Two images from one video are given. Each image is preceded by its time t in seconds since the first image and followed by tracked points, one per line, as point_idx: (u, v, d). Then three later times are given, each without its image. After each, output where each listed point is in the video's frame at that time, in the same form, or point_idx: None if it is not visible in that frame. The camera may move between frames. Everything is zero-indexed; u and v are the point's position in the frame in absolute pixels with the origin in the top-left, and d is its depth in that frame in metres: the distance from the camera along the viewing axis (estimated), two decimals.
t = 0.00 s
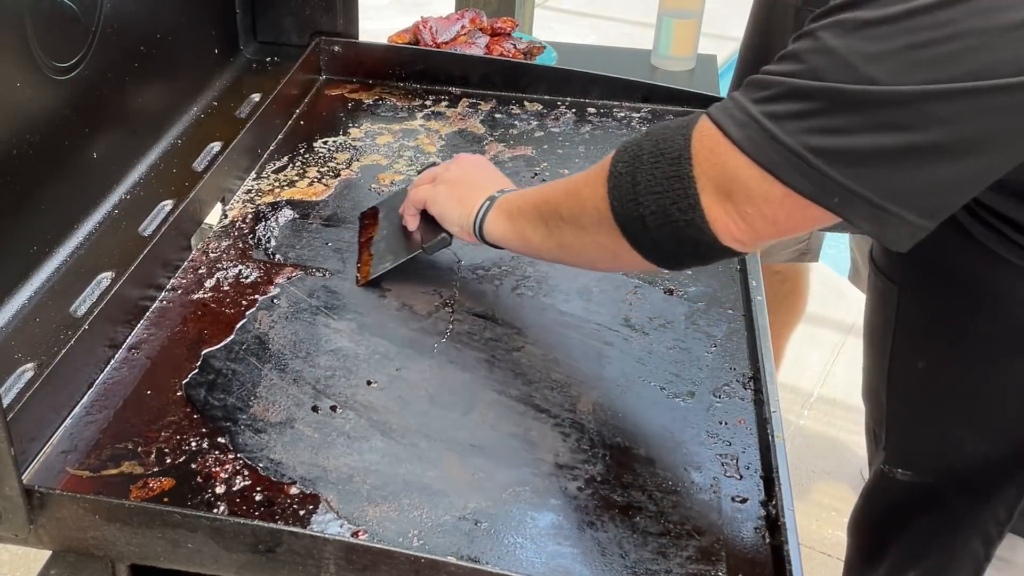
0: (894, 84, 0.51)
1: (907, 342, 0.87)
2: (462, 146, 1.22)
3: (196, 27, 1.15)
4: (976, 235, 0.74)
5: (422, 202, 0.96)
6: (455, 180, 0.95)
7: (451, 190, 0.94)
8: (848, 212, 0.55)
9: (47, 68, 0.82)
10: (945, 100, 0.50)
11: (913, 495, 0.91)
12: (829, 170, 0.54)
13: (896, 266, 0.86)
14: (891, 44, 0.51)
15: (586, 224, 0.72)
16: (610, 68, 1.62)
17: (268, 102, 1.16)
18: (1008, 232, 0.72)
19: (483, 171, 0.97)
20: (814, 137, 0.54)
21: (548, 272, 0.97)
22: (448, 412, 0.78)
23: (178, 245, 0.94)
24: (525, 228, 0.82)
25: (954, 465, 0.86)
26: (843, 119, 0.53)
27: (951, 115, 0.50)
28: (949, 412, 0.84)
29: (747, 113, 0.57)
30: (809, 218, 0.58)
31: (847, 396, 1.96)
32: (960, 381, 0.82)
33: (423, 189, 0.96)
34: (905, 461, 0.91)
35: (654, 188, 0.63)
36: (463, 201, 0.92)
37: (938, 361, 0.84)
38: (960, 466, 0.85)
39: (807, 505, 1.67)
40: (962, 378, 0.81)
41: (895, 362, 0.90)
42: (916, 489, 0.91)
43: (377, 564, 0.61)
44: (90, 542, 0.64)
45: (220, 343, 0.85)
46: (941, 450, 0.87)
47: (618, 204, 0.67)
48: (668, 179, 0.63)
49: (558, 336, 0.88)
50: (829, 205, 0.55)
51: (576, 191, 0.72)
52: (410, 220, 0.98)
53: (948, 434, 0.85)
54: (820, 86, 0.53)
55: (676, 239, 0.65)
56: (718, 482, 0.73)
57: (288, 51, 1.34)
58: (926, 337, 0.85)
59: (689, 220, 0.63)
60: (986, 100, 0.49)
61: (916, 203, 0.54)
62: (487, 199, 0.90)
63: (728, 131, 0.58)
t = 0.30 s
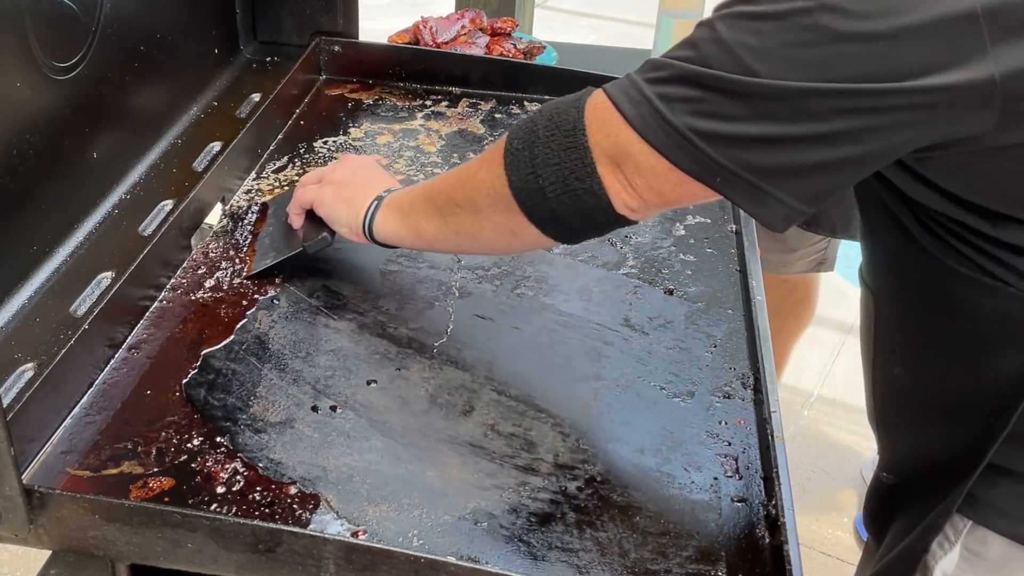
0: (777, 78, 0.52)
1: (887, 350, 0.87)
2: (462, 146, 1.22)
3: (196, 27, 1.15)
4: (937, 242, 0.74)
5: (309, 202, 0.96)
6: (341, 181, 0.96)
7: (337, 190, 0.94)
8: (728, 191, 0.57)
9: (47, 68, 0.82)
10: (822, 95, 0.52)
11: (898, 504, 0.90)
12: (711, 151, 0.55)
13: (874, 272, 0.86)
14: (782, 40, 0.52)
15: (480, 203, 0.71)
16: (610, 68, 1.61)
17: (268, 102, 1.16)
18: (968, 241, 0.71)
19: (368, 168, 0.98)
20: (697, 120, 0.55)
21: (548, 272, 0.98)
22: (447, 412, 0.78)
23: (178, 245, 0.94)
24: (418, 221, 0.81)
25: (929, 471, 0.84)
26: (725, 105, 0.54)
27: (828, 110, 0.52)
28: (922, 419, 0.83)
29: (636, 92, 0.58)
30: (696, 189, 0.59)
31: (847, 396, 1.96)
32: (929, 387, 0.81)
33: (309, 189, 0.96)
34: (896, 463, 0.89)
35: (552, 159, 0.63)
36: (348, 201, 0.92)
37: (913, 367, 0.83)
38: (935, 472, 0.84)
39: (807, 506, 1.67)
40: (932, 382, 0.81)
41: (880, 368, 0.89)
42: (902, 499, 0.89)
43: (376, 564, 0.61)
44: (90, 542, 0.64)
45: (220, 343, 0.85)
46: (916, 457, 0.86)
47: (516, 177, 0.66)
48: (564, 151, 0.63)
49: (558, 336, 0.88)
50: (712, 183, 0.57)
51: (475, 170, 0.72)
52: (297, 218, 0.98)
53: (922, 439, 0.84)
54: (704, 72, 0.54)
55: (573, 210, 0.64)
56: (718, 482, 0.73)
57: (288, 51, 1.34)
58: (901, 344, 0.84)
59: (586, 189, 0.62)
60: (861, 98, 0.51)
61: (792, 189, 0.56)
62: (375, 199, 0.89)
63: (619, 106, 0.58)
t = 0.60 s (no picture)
0: (755, 45, 0.52)
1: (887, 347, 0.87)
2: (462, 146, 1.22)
3: (195, 27, 1.15)
4: (932, 239, 0.74)
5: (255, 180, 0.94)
6: (286, 155, 0.93)
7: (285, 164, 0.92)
8: (698, 150, 0.58)
9: (46, 68, 0.82)
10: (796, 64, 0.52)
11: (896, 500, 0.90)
12: (682, 112, 0.56)
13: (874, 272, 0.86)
14: (767, 7, 0.52)
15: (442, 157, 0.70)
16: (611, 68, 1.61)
17: (268, 102, 1.16)
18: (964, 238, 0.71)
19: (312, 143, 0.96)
20: (667, 78, 0.56)
21: (548, 272, 0.98)
22: (447, 412, 0.78)
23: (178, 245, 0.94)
24: (369, 183, 0.79)
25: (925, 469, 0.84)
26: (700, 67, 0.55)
27: (799, 77, 0.53)
28: (920, 416, 0.83)
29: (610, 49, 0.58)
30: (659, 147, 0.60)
31: (847, 396, 1.96)
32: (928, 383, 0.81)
33: (256, 167, 0.94)
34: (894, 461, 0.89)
35: (522, 107, 0.63)
36: (300, 174, 0.90)
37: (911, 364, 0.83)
38: (930, 470, 0.83)
39: (808, 506, 1.67)
40: (932, 382, 0.80)
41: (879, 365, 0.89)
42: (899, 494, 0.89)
43: (376, 564, 0.61)
44: (90, 542, 0.64)
45: (220, 343, 0.85)
46: (913, 455, 0.86)
47: (485, 129, 0.65)
48: (535, 101, 0.62)
49: (559, 336, 0.88)
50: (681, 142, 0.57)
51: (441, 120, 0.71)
52: (240, 199, 0.96)
53: (922, 439, 0.84)
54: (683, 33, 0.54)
55: (542, 161, 0.64)
56: (718, 482, 0.73)
57: (288, 51, 1.34)
58: (900, 342, 0.84)
59: (556, 138, 0.62)
60: (837, 69, 0.52)
61: (764, 154, 0.57)
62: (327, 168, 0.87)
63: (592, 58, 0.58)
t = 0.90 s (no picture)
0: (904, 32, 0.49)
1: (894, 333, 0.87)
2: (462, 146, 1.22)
3: (195, 27, 1.15)
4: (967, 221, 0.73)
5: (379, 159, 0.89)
6: (403, 123, 0.86)
7: (403, 137, 0.84)
8: (850, 173, 0.51)
9: (47, 69, 0.82)
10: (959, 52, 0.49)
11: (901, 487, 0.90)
12: (839, 124, 0.50)
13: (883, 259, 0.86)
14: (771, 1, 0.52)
15: (565, 172, 0.64)
16: (610, 68, 1.61)
17: (268, 102, 1.16)
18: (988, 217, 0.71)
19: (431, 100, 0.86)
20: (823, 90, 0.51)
21: (548, 272, 0.98)
22: (448, 412, 0.78)
23: (178, 245, 0.94)
24: (491, 172, 0.72)
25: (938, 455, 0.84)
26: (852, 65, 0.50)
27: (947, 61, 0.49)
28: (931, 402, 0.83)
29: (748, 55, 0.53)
30: (817, 180, 0.54)
31: (847, 396, 1.96)
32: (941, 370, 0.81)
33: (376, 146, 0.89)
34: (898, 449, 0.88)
35: (654, 138, 0.58)
36: (422, 148, 0.81)
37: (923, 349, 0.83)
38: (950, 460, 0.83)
39: (807, 505, 1.67)
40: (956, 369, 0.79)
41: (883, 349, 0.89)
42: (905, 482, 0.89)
43: (377, 564, 0.61)
44: (90, 542, 0.64)
45: (220, 343, 0.85)
46: (926, 441, 0.85)
47: (609, 153, 0.60)
48: (669, 132, 0.57)
49: (559, 336, 0.88)
50: (834, 164, 0.52)
51: (557, 138, 0.64)
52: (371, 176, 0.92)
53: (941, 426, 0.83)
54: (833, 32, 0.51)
55: (664, 200, 0.59)
56: (718, 482, 0.73)
57: (288, 51, 1.34)
58: (911, 327, 0.84)
59: (682, 179, 0.57)
60: (1009, 53, 0.48)
61: (917, 165, 0.52)
62: (448, 137, 0.79)
63: (733, 75, 0.53)
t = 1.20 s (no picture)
0: None
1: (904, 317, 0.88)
2: (462, 146, 1.22)
3: (195, 28, 1.15)
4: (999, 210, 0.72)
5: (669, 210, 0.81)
6: (676, 163, 0.77)
7: (679, 180, 0.77)
8: None
9: (47, 68, 0.82)
10: None
11: (888, 474, 0.93)
12: None
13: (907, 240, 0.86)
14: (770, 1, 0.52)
15: (875, 229, 0.60)
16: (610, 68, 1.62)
17: (268, 102, 1.17)
18: None
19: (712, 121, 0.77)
20: None
21: (548, 272, 0.98)
22: (448, 412, 0.78)
23: (177, 246, 0.94)
24: (786, 214, 0.67)
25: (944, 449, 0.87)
26: None
27: None
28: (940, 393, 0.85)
29: None
30: None
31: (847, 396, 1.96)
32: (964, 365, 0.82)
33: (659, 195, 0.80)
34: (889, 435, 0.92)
35: (983, 206, 0.55)
36: (695, 188, 0.75)
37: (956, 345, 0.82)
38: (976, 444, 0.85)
39: (807, 505, 1.67)
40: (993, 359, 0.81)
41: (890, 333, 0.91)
42: (898, 469, 0.92)
43: (376, 564, 0.61)
44: (90, 542, 0.64)
45: (220, 344, 0.85)
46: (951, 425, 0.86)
47: (926, 220, 0.57)
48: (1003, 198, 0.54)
49: (559, 335, 0.88)
50: None
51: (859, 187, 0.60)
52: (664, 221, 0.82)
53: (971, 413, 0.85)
54: None
55: (986, 252, 0.56)
56: (719, 482, 0.73)
57: (288, 51, 1.34)
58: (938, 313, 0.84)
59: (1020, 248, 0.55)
60: None
61: None
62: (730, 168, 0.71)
63: None
